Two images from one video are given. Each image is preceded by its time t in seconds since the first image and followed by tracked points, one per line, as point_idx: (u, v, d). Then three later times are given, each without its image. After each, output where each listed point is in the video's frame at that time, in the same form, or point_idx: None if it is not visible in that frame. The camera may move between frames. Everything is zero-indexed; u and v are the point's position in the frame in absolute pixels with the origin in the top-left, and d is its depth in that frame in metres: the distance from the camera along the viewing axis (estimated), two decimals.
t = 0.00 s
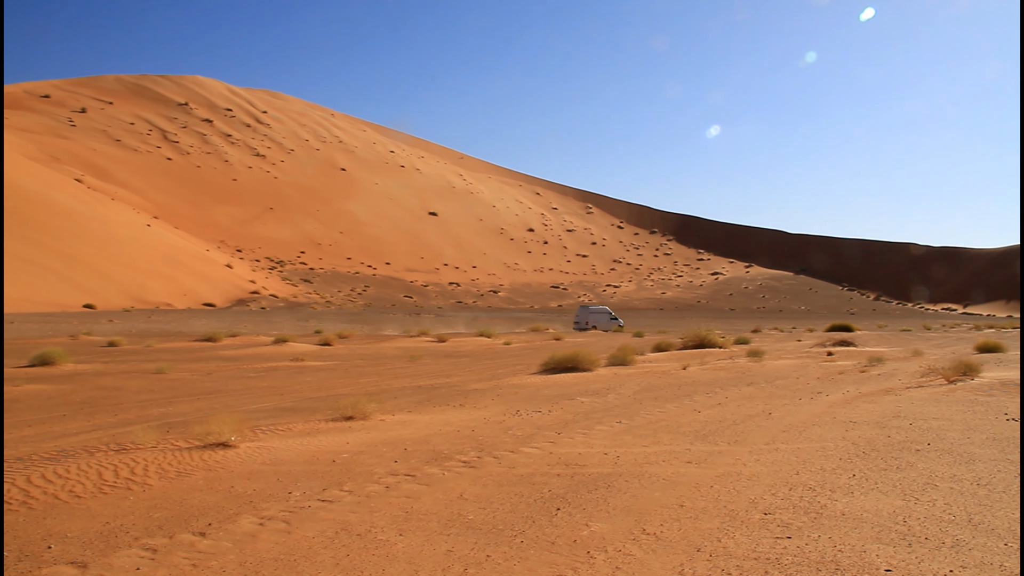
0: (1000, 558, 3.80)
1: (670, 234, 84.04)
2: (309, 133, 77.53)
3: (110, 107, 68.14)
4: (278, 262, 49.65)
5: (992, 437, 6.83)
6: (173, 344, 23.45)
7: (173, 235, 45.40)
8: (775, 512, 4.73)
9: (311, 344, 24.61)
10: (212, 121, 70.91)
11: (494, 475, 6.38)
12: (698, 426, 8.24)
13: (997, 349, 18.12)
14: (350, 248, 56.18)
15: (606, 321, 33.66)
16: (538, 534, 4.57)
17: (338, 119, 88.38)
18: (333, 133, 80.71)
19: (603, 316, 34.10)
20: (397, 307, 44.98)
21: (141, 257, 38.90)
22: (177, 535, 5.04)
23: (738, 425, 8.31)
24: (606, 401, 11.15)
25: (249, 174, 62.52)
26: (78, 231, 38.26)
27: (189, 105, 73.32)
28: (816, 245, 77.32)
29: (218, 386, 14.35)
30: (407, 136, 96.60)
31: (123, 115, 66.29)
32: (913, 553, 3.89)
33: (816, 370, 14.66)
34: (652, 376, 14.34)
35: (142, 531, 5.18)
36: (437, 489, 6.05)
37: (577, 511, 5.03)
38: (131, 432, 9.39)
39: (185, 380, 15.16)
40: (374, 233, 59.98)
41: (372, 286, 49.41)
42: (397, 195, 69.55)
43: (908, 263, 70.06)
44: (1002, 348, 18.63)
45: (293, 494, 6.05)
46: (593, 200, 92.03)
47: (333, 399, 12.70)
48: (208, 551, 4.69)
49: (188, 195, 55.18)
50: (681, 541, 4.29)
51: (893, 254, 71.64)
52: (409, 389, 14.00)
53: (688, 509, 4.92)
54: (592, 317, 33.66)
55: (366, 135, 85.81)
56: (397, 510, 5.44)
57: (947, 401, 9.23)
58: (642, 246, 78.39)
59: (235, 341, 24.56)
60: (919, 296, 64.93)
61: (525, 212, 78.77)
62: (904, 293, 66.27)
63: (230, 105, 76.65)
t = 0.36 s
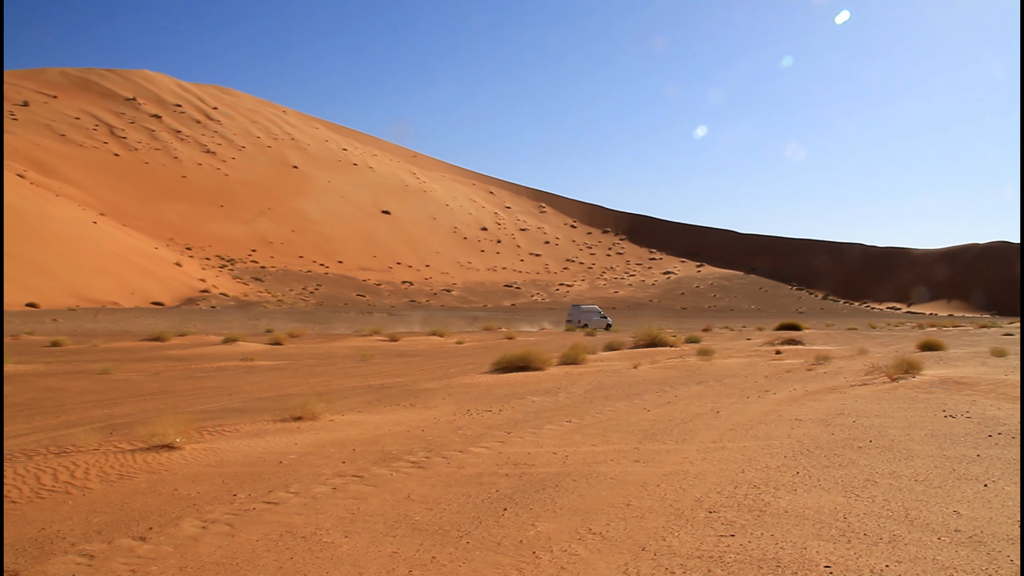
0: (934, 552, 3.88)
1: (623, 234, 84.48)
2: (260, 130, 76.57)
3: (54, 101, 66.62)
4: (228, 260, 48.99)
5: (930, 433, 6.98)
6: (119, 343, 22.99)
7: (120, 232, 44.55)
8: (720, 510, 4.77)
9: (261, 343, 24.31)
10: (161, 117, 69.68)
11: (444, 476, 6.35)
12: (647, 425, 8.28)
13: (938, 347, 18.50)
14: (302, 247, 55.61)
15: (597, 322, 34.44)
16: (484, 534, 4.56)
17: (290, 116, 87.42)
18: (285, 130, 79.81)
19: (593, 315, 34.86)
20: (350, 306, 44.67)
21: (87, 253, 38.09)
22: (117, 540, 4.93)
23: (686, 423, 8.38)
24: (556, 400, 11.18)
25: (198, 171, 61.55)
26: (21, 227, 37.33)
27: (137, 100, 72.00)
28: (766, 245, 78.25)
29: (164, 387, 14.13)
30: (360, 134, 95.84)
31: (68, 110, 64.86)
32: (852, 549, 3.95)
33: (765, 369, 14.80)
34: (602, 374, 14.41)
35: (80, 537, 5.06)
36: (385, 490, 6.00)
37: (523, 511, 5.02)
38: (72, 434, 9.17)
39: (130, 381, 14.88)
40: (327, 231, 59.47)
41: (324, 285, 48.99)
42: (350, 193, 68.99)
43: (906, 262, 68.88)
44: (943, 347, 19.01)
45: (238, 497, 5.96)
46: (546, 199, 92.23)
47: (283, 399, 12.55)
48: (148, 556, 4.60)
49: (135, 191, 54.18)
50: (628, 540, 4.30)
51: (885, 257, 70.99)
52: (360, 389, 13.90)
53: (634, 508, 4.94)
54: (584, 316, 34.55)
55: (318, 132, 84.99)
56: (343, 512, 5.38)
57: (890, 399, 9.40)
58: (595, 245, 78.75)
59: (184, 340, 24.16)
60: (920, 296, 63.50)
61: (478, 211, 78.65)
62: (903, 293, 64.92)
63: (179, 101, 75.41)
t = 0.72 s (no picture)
0: (879, 546, 3.94)
1: (577, 233, 84.74)
2: (212, 127, 75.42)
3: None
4: (179, 258, 48.21)
5: (876, 429, 7.09)
6: (65, 342, 22.48)
7: (67, 229, 43.60)
8: (670, 506, 4.80)
9: (212, 342, 23.94)
10: (109, 111, 68.32)
11: (394, 475, 6.31)
12: (599, 423, 8.31)
13: (885, 346, 18.82)
14: (254, 245, 54.94)
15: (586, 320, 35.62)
16: (433, 534, 4.54)
17: (242, 113, 86.28)
18: (237, 127, 78.74)
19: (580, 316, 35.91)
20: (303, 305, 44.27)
21: (32, 250, 37.21)
22: (56, 544, 4.82)
23: (638, 421, 8.42)
24: (508, 398, 11.17)
25: (148, 167, 60.48)
26: None
27: (84, 94, 70.48)
28: (719, 245, 79.07)
29: (110, 386, 13.86)
30: (313, 131, 94.86)
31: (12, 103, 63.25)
32: (798, 544, 4.00)
33: (716, 367, 14.94)
34: (556, 373, 14.42)
35: (18, 542, 4.93)
36: (335, 490, 5.94)
37: (474, 510, 5.00)
38: (12, 436, 8.92)
39: (74, 381, 14.55)
40: (279, 229, 58.87)
41: (276, 283, 48.44)
42: (303, 191, 68.30)
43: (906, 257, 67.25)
44: (890, 345, 19.35)
45: (186, 497, 5.86)
46: (501, 199, 92.20)
47: (232, 398, 12.36)
48: (88, 560, 4.49)
49: (83, 187, 53.07)
50: (577, 538, 4.31)
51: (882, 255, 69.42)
52: (312, 388, 13.76)
53: (586, 505, 4.96)
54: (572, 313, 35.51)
55: (271, 129, 83.97)
56: (292, 513, 5.31)
57: (837, 396, 9.55)
58: (549, 245, 78.93)
59: (132, 340, 23.70)
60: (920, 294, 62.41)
61: (432, 209, 78.39)
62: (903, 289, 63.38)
63: (128, 96, 73.98)
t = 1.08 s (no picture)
0: (833, 542, 3.98)
1: (540, 233, 84.81)
2: (169, 123, 74.35)
3: None
4: (135, 256, 47.49)
5: (832, 427, 7.17)
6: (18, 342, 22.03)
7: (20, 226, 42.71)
8: (630, 504, 4.82)
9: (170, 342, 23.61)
10: (63, 107, 67.08)
11: (355, 475, 6.25)
12: (560, 422, 8.33)
13: (842, 345, 19.07)
14: (213, 243, 54.30)
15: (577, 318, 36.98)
16: (392, 534, 4.51)
17: (201, 110, 85.16)
18: (195, 124, 77.69)
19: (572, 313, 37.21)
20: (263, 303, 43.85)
21: None
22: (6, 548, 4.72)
23: (599, 420, 8.44)
24: (470, 398, 11.15)
25: (103, 164, 59.46)
26: None
27: (37, 89, 69.06)
28: (679, 245, 79.64)
29: (63, 387, 13.59)
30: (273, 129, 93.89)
31: None
32: (755, 541, 4.03)
33: (677, 366, 15.03)
34: (517, 372, 14.44)
35: None
36: (292, 490, 5.89)
37: (434, 510, 4.98)
38: None
39: (26, 381, 14.25)
40: (239, 227, 58.26)
41: (236, 282, 47.94)
42: (263, 190, 67.61)
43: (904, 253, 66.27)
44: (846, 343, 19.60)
45: (140, 500, 5.77)
46: (463, 198, 92.04)
47: (190, 398, 12.20)
48: (39, 564, 4.40)
49: (36, 184, 52.02)
50: (536, 536, 4.31)
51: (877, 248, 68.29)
52: (271, 387, 13.63)
53: (546, 504, 4.95)
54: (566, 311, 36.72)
55: (230, 126, 82.98)
56: (249, 514, 5.24)
57: (795, 394, 9.67)
58: (511, 244, 79.00)
59: (87, 339, 23.29)
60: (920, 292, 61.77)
61: (393, 208, 78.05)
62: (903, 288, 62.45)
63: (82, 91, 72.62)
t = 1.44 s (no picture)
0: (805, 538, 4.00)
1: (513, 233, 84.77)
2: (139, 120, 73.48)
3: None
4: (104, 255, 46.90)
5: (803, 425, 7.22)
6: None
7: None
8: (602, 503, 4.82)
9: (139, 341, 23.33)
10: (29, 103, 66.02)
11: (325, 475, 6.21)
12: (532, 421, 8.32)
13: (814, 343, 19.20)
14: (183, 242, 53.78)
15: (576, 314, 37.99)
16: (364, 534, 4.47)
17: (171, 107, 84.29)
18: (165, 121, 76.86)
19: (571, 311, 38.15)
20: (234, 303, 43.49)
21: None
22: None
23: (572, 419, 8.43)
24: (443, 398, 11.11)
25: (72, 161, 58.65)
26: None
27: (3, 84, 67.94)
28: (651, 245, 79.99)
29: (29, 388, 13.35)
30: (244, 127, 93.12)
31: None
32: (728, 539, 4.04)
33: (649, 364, 15.05)
34: (490, 371, 14.41)
35: None
36: (263, 490, 5.83)
37: (406, 510, 4.95)
38: None
39: None
40: (210, 225, 57.75)
41: (207, 281, 47.52)
42: (234, 188, 67.05)
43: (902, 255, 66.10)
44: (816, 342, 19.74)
45: (107, 501, 5.68)
46: (436, 197, 91.81)
47: (160, 398, 12.05)
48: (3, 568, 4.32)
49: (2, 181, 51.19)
50: (509, 536, 4.28)
51: (877, 246, 67.84)
52: (243, 387, 13.50)
53: (519, 504, 4.94)
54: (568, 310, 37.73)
55: (201, 124, 82.23)
56: (218, 515, 5.18)
57: (766, 392, 9.74)
58: (483, 244, 78.99)
59: (53, 339, 22.93)
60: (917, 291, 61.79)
61: (366, 207, 77.73)
62: (901, 288, 62.12)
63: (50, 87, 71.56)
